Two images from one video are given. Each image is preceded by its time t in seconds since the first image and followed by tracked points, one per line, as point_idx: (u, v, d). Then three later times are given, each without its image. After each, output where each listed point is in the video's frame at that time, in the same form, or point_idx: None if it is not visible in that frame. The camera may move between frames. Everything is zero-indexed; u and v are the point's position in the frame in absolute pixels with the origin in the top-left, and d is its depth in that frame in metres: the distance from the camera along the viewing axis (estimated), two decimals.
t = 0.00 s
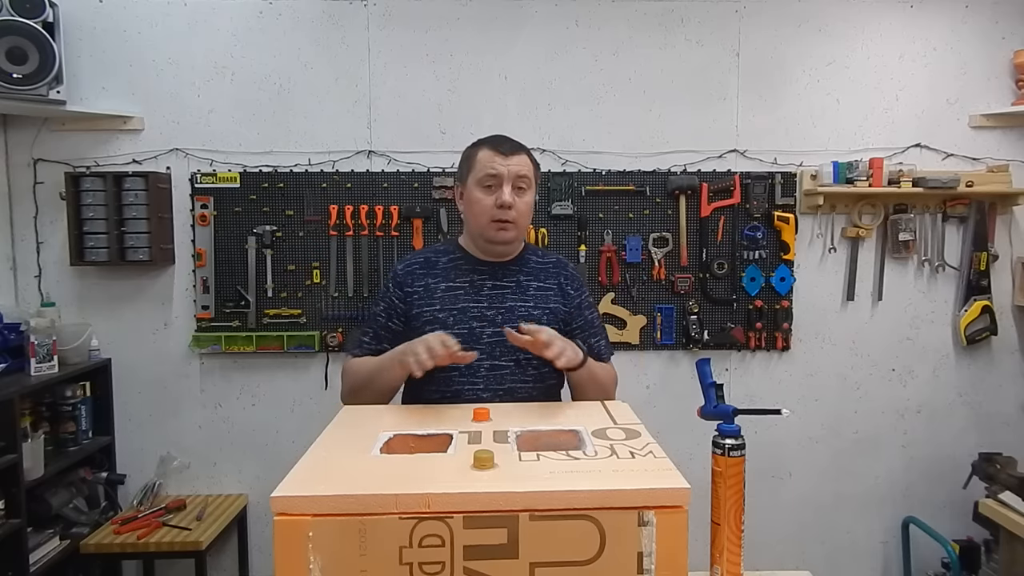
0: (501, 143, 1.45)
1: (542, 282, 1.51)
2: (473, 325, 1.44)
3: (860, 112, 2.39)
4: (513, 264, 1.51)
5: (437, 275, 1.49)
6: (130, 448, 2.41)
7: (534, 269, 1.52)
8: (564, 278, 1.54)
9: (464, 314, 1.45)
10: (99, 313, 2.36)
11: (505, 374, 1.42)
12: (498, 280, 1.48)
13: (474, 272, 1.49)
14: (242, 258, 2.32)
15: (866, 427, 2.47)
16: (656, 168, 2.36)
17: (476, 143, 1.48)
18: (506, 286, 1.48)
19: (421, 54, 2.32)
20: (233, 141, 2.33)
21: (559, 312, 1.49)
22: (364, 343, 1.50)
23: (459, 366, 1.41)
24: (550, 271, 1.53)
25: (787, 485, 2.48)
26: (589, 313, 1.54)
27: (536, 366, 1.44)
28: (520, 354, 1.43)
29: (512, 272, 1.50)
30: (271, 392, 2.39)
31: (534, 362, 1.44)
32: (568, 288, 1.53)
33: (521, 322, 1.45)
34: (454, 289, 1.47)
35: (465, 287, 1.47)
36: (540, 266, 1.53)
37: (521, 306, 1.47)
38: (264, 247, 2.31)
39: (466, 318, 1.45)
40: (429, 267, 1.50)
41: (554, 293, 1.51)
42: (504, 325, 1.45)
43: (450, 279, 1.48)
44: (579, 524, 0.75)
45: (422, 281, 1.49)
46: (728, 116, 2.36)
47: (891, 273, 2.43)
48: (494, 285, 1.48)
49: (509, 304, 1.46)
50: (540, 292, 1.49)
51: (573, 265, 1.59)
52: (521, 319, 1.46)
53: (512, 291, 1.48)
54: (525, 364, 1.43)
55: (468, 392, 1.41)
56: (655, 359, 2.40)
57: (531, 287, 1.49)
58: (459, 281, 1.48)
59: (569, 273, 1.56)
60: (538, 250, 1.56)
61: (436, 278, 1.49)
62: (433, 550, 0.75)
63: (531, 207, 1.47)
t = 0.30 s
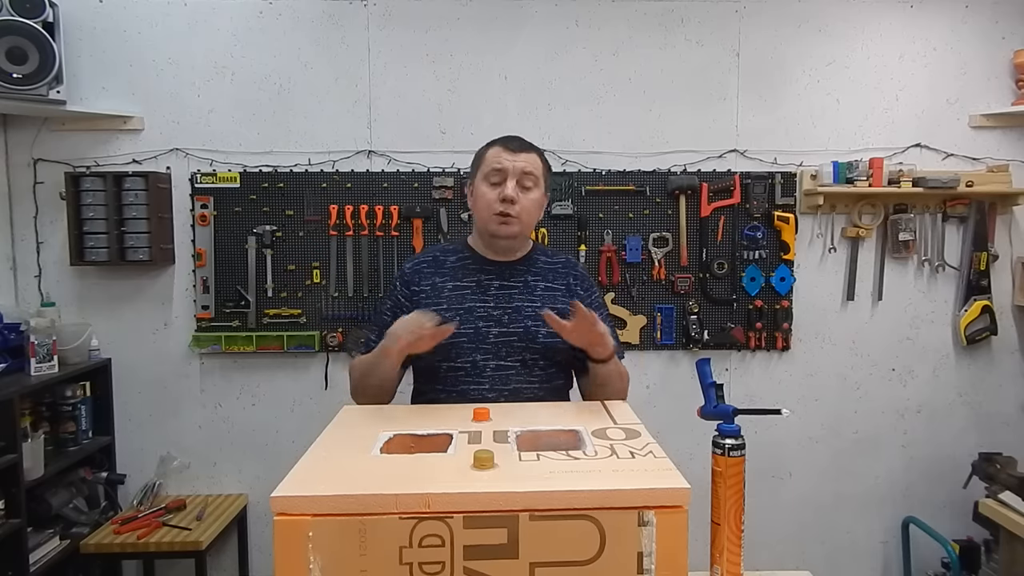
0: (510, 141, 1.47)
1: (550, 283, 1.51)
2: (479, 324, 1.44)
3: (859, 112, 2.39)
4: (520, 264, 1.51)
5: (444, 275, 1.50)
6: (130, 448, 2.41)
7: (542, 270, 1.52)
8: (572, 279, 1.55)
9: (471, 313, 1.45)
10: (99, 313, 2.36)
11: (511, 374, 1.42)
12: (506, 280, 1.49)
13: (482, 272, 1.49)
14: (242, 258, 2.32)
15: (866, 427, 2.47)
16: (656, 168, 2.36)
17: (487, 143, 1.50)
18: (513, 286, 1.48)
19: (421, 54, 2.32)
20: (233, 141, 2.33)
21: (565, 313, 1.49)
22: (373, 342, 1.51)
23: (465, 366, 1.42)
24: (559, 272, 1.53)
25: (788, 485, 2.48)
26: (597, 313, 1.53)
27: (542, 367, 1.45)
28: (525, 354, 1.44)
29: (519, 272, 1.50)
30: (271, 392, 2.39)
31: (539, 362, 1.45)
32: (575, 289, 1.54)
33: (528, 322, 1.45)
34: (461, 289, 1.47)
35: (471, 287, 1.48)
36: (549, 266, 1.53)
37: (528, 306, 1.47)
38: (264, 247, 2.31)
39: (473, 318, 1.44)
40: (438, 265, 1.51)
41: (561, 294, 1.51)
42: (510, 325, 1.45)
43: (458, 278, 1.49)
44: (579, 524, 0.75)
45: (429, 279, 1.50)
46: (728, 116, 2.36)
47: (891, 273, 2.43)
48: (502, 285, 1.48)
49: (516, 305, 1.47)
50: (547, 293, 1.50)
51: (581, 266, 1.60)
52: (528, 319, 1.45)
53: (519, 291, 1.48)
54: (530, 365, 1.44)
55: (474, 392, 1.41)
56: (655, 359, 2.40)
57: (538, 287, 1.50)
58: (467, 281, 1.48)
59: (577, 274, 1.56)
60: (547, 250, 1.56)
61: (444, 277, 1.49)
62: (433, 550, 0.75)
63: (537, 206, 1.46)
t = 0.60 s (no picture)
0: (546, 145, 1.46)
1: (561, 284, 1.51)
2: (489, 326, 1.44)
3: (860, 112, 2.39)
4: (532, 265, 1.51)
5: (454, 276, 1.49)
6: (130, 448, 2.41)
7: (554, 271, 1.52)
8: (583, 280, 1.54)
9: (481, 315, 1.45)
10: (98, 313, 2.36)
11: (521, 376, 1.43)
12: (517, 281, 1.49)
13: (493, 274, 1.49)
14: (241, 258, 2.32)
15: (866, 427, 2.47)
16: (655, 168, 2.36)
17: (520, 141, 1.48)
18: (524, 288, 1.48)
19: (421, 54, 2.32)
20: (233, 141, 2.33)
21: (577, 315, 1.49)
22: (382, 344, 1.51)
23: (475, 367, 1.43)
24: (570, 273, 1.53)
25: (788, 485, 2.48)
26: (608, 316, 1.53)
27: (552, 368, 1.45)
28: (536, 356, 1.44)
29: (530, 273, 1.50)
30: (271, 392, 2.39)
31: (550, 364, 1.45)
32: (587, 291, 1.53)
33: (538, 323, 1.45)
34: (472, 290, 1.47)
35: (482, 288, 1.48)
36: (560, 267, 1.53)
37: (539, 308, 1.46)
38: (264, 247, 2.31)
39: (483, 319, 1.45)
40: (447, 267, 1.51)
41: (573, 296, 1.50)
42: (520, 326, 1.44)
43: (468, 279, 1.48)
44: (579, 524, 0.75)
45: (439, 281, 1.49)
46: (728, 116, 2.36)
47: (891, 273, 2.43)
48: (513, 286, 1.48)
49: (527, 306, 1.46)
50: (558, 294, 1.49)
51: (592, 267, 1.59)
52: (538, 320, 1.45)
53: (530, 292, 1.48)
54: (541, 366, 1.44)
55: (484, 393, 1.41)
56: (655, 359, 2.40)
57: (549, 289, 1.49)
58: (477, 282, 1.48)
59: (588, 276, 1.56)
60: (559, 251, 1.56)
61: (454, 278, 1.49)
62: (433, 550, 0.75)
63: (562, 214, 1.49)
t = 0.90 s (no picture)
0: (535, 143, 1.42)
1: (571, 284, 1.50)
2: (500, 328, 1.45)
3: (860, 112, 2.39)
4: (541, 265, 1.51)
5: (463, 277, 1.49)
6: (130, 448, 2.41)
7: (563, 270, 1.51)
8: (593, 279, 1.53)
9: (492, 317, 1.45)
10: (98, 313, 2.36)
11: (533, 377, 1.43)
12: (526, 282, 1.49)
13: (502, 275, 1.49)
14: (241, 258, 2.32)
15: (866, 427, 2.47)
16: (656, 168, 2.36)
17: (510, 141, 1.45)
18: (534, 288, 1.48)
19: (421, 54, 2.32)
20: (233, 141, 2.33)
21: (587, 315, 1.49)
22: (392, 346, 1.51)
23: (487, 369, 1.44)
24: (579, 272, 1.53)
25: (788, 485, 2.48)
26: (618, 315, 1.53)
27: (563, 369, 1.46)
28: (547, 357, 1.44)
29: (540, 273, 1.50)
30: (271, 392, 2.39)
31: (561, 364, 1.45)
32: (596, 289, 1.52)
33: (549, 324, 1.45)
34: (481, 292, 1.47)
35: (492, 289, 1.48)
36: (569, 266, 1.52)
37: (549, 308, 1.47)
38: (264, 247, 2.31)
39: (494, 321, 1.45)
40: (457, 268, 1.50)
41: (582, 295, 1.50)
42: (531, 327, 1.45)
43: (478, 281, 1.49)
44: (579, 523, 0.75)
45: (448, 283, 1.49)
46: (728, 116, 2.36)
47: (891, 273, 2.43)
48: (522, 287, 1.48)
49: (537, 307, 1.47)
50: (568, 294, 1.49)
51: (602, 265, 1.58)
52: (549, 321, 1.45)
53: (540, 293, 1.48)
54: (553, 367, 1.45)
55: (496, 395, 1.43)
56: (655, 359, 2.40)
57: (559, 289, 1.49)
58: (487, 284, 1.48)
59: (598, 274, 1.55)
60: (568, 250, 1.56)
61: (463, 280, 1.49)
62: (433, 550, 0.74)
63: (563, 209, 1.46)
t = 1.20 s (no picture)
0: (521, 146, 1.40)
1: (575, 283, 1.50)
2: (505, 330, 1.45)
3: (860, 112, 2.39)
4: (543, 265, 1.50)
5: (467, 280, 1.49)
6: (130, 448, 2.41)
7: (567, 270, 1.51)
8: (597, 277, 1.53)
9: (497, 319, 1.46)
10: (98, 313, 2.36)
11: (539, 378, 1.44)
12: (530, 283, 1.48)
13: (505, 276, 1.49)
14: (241, 258, 2.32)
15: (866, 427, 2.47)
16: (655, 168, 2.36)
17: (497, 147, 1.44)
18: (538, 289, 1.48)
19: (421, 54, 2.32)
20: (233, 141, 2.33)
21: (592, 314, 1.49)
22: (397, 350, 1.51)
23: (494, 372, 1.44)
24: (583, 271, 1.52)
25: (788, 485, 2.48)
26: (623, 312, 1.53)
27: (569, 369, 1.46)
28: (553, 358, 1.45)
29: (543, 273, 1.49)
30: (271, 392, 2.39)
31: (567, 365, 1.46)
32: (601, 288, 1.52)
33: (554, 325, 1.46)
34: (485, 294, 1.47)
35: (495, 292, 1.48)
36: (573, 265, 1.52)
37: (554, 309, 1.47)
38: (264, 247, 2.31)
39: (499, 324, 1.45)
40: (460, 271, 1.50)
41: (587, 294, 1.50)
42: (536, 329, 1.45)
43: (481, 283, 1.48)
44: (579, 523, 0.75)
45: (452, 286, 1.48)
46: (728, 116, 2.36)
47: (891, 273, 2.43)
48: (526, 288, 1.48)
49: (542, 308, 1.47)
50: (572, 293, 1.49)
51: (606, 262, 1.58)
52: (554, 322, 1.46)
53: (544, 294, 1.48)
54: (559, 368, 1.45)
55: (503, 397, 1.43)
56: (655, 359, 2.40)
57: (563, 289, 1.49)
58: (491, 286, 1.48)
59: (602, 272, 1.54)
60: (571, 248, 1.55)
61: (467, 282, 1.48)
62: (433, 550, 0.74)
63: (557, 209, 1.44)
